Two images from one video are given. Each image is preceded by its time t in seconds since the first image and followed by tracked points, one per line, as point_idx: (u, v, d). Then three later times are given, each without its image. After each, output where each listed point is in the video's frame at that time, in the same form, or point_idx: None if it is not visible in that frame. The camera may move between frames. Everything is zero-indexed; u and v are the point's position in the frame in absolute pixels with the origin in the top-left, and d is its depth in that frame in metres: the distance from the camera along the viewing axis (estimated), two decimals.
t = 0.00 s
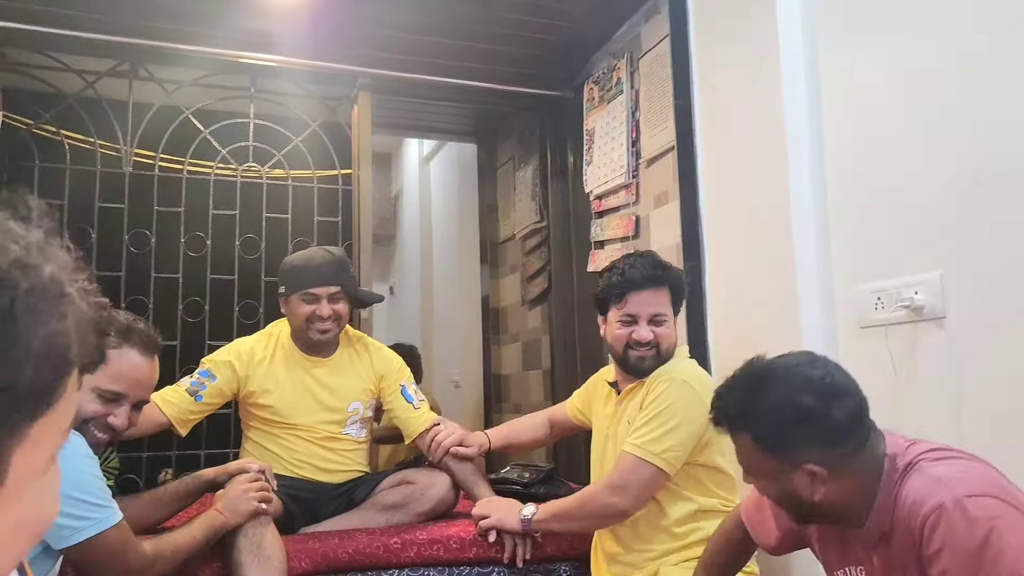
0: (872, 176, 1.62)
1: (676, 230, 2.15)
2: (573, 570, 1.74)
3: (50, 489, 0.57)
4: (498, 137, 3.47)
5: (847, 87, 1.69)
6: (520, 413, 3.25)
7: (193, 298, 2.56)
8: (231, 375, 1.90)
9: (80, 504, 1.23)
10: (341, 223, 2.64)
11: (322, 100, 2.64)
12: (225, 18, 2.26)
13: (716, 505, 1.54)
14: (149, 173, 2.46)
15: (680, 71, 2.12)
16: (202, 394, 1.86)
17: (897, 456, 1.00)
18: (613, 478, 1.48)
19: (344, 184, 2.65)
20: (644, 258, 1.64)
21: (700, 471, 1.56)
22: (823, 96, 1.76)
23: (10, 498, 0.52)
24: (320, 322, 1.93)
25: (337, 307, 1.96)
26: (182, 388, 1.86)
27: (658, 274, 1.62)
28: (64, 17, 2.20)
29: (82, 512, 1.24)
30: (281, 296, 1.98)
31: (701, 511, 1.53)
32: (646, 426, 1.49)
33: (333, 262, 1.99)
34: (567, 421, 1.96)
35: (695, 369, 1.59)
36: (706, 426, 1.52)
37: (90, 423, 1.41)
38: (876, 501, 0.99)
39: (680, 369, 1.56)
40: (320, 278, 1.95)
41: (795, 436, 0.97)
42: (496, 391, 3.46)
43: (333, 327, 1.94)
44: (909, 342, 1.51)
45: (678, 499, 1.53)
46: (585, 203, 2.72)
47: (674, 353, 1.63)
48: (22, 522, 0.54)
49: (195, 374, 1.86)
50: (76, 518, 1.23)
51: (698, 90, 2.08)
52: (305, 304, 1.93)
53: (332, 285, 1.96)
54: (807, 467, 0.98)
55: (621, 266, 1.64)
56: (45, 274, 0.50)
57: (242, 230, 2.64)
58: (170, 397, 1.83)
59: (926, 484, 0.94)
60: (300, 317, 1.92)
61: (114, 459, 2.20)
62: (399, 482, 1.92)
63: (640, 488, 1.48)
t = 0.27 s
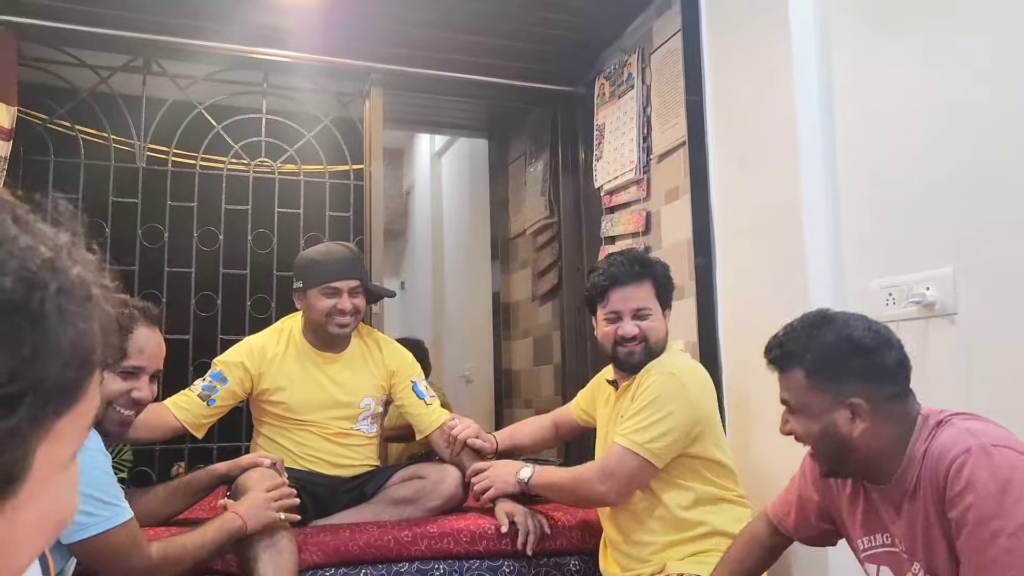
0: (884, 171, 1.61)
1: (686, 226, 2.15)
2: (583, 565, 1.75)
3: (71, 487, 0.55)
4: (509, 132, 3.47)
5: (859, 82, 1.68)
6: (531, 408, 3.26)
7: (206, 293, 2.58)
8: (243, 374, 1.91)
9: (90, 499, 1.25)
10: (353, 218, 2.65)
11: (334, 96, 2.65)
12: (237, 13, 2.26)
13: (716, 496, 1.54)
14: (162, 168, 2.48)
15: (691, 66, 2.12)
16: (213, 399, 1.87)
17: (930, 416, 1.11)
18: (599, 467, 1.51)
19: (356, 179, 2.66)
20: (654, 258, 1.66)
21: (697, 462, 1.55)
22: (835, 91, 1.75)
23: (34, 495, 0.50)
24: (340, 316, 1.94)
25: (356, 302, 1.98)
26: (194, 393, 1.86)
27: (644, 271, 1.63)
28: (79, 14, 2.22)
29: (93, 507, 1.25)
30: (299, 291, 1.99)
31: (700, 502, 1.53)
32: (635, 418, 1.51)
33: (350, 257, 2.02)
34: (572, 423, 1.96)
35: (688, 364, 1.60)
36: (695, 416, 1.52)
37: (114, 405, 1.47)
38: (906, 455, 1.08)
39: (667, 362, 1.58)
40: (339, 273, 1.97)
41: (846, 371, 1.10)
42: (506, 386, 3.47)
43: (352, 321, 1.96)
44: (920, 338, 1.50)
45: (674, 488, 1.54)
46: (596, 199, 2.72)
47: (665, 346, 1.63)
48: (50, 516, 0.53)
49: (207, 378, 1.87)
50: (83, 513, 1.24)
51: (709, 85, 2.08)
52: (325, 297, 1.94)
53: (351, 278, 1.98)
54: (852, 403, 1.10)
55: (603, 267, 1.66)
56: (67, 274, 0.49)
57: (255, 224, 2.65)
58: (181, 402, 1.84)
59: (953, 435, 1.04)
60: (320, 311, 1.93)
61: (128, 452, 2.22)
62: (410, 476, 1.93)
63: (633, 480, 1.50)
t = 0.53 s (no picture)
0: (887, 165, 1.60)
1: (690, 220, 2.14)
2: (584, 558, 1.77)
3: (54, 473, 0.58)
4: (516, 127, 3.47)
5: (862, 75, 1.68)
6: (537, 402, 3.26)
7: (212, 288, 2.59)
8: (251, 368, 1.91)
9: (99, 488, 1.23)
10: (359, 213, 2.66)
11: (340, 91, 2.66)
12: (241, 9, 2.27)
13: (708, 487, 1.54)
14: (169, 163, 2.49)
15: (696, 60, 2.11)
16: (220, 394, 1.87)
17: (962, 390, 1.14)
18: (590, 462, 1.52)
19: (361, 174, 2.64)
20: (641, 257, 1.70)
21: (689, 455, 1.56)
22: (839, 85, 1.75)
23: (16, 477, 0.53)
24: (355, 312, 1.95)
25: (371, 297, 1.99)
26: (201, 386, 1.87)
27: (611, 264, 1.68)
28: (86, 10, 2.24)
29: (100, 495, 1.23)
30: (314, 285, 1.98)
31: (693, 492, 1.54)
32: (622, 411, 1.53)
33: (365, 253, 2.02)
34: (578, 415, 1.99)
35: (679, 356, 1.60)
36: (684, 408, 1.52)
37: (124, 386, 1.46)
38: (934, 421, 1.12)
39: (656, 355, 1.58)
40: (353, 267, 1.97)
41: (896, 325, 1.14)
42: (512, 381, 3.47)
43: (367, 316, 1.98)
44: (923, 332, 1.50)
45: (667, 481, 1.55)
46: (600, 194, 2.71)
47: (636, 336, 1.67)
48: (33, 499, 0.56)
49: (215, 373, 1.88)
50: (89, 504, 1.21)
51: (714, 80, 2.07)
52: (342, 293, 1.94)
53: (366, 273, 1.99)
54: (895, 358, 1.14)
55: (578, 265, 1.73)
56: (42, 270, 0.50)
57: (261, 219, 2.67)
58: (188, 395, 1.85)
59: (982, 400, 1.08)
60: (337, 306, 1.93)
61: (134, 445, 2.23)
62: (414, 470, 1.93)
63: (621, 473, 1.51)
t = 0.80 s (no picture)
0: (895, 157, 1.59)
1: (698, 214, 2.13)
2: (591, 552, 1.77)
3: (43, 463, 0.59)
4: (524, 122, 3.47)
5: (871, 66, 1.66)
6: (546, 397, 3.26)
7: (222, 284, 2.60)
8: (262, 361, 1.92)
9: (115, 475, 1.22)
10: (367, 209, 2.67)
11: (348, 87, 2.66)
12: (248, 5, 2.27)
13: (711, 481, 1.54)
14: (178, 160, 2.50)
15: (703, 53, 2.10)
16: (232, 386, 1.88)
17: None
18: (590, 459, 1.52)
19: (370, 170, 2.66)
20: (620, 254, 1.72)
21: (690, 449, 1.55)
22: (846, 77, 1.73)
23: (5, 467, 0.54)
24: (368, 305, 1.96)
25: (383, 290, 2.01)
26: (213, 380, 1.88)
27: (591, 262, 1.70)
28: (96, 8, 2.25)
29: (118, 483, 1.22)
30: (325, 280, 1.99)
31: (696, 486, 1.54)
32: (621, 409, 1.53)
33: (375, 248, 2.03)
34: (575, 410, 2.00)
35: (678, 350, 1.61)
36: (682, 400, 1.52)
37: (133, 366, 1.46)
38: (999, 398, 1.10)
39: (651, 349, 1.59)
40: (363, 262, 1.98)
41: (966, 299, 1.12)
42: (522, 376, 3.48)
43: (379, 309, 1.99)
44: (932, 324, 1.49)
45: (671, 477, 1.54)
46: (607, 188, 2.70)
47: (614, 335, 1.68)
48: (20, 490, 0.57)
49: (226, 366, 1.89)
50: (105, 489, 1.20)
51: (721, 72, 2.06)
52: (355, 287, 1.95)
53: (377, 267, 2.00)
54: (962, 331, 1.11)
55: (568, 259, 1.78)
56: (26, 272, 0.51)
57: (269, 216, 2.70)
58: (199, 388, 1.86)
59: None
60: (351, 300, 1.94)
61: (145, 440, 2.25)
62: (420, 465, 1.93)
63: (622, 469, 1.51)
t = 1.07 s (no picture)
0: (900, 148, 1.58)
1: (703, 208, 2.12)
2: (597, 548, 1.77)
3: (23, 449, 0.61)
4: (530, 119, 3.46)
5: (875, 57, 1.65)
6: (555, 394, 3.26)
7: (228, 283, 2.62)
8: (262, 359, 1.93)
9: (111, 475, 1.21)
10: (372, 207, 2.68)
11: (352, 86, 2.66)
12: (250, 4, 2.28)
13: (709, 475, 1.53)
14: (184, 160, 2.52)
15: (706, 47, 2.09)
16: (234, 384, 1.89)
17: None
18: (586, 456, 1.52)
19: (374, 168, 2.67)
20: (627, 251, 1.71)
21: (688, 444, 1.55)
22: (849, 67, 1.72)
23: None
24: (370, 301, 1.97)
25: (384, 285, 2.02)
26: (215, 378, 1.89)
27: (594, 256, 1.70)
28: (100, 10, 2.26)
29: (117, 483, 1.22)
30: (326, 277, 2.00)
31: (694, 480, 1.53)
32: (616, 405, 1.52)
33: (374, 245, 2.04)
34: (577, 406, 1.96)
35: (673, 345, 1.60)
36: (676, 397, 1.51)
37: (128, 364, 1.47)
38: None
39: (647, 344, 1.57)
40: (364, 258, 1.99)
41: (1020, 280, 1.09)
42: (530, 373, 3.48)
43: (381, 304, 2.00)
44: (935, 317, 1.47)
45: (671, 472, 1.54)
46: (613, 184, 2.70)
47: (610, 331, 1.67)
48: None
49: (228, 364, 1.90)
50: (104, 489, 1.21)
51: (724, 65, 2.05)
52: (358, 282, 1.96)
53: (378, 263, 2.01)
54: (1009, 314, 1.08)
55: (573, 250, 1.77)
56: None
57: (274, 215, 2.70)
58: (203, 388, 1.87)
59: None
60: (354, 295, 1.95)
61: (153, 439, 2.26)
62: (424, 461, 1.94)
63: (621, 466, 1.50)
